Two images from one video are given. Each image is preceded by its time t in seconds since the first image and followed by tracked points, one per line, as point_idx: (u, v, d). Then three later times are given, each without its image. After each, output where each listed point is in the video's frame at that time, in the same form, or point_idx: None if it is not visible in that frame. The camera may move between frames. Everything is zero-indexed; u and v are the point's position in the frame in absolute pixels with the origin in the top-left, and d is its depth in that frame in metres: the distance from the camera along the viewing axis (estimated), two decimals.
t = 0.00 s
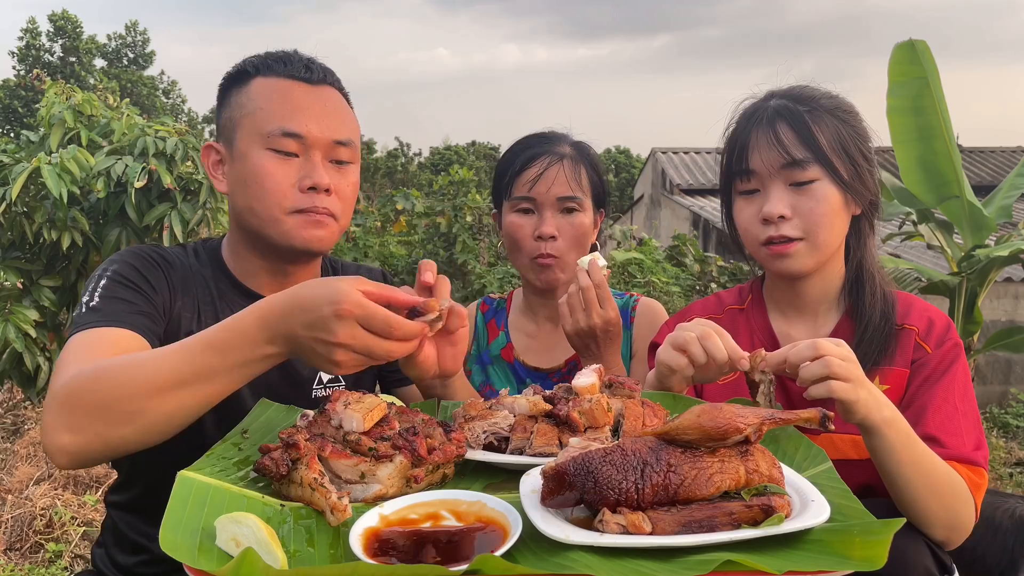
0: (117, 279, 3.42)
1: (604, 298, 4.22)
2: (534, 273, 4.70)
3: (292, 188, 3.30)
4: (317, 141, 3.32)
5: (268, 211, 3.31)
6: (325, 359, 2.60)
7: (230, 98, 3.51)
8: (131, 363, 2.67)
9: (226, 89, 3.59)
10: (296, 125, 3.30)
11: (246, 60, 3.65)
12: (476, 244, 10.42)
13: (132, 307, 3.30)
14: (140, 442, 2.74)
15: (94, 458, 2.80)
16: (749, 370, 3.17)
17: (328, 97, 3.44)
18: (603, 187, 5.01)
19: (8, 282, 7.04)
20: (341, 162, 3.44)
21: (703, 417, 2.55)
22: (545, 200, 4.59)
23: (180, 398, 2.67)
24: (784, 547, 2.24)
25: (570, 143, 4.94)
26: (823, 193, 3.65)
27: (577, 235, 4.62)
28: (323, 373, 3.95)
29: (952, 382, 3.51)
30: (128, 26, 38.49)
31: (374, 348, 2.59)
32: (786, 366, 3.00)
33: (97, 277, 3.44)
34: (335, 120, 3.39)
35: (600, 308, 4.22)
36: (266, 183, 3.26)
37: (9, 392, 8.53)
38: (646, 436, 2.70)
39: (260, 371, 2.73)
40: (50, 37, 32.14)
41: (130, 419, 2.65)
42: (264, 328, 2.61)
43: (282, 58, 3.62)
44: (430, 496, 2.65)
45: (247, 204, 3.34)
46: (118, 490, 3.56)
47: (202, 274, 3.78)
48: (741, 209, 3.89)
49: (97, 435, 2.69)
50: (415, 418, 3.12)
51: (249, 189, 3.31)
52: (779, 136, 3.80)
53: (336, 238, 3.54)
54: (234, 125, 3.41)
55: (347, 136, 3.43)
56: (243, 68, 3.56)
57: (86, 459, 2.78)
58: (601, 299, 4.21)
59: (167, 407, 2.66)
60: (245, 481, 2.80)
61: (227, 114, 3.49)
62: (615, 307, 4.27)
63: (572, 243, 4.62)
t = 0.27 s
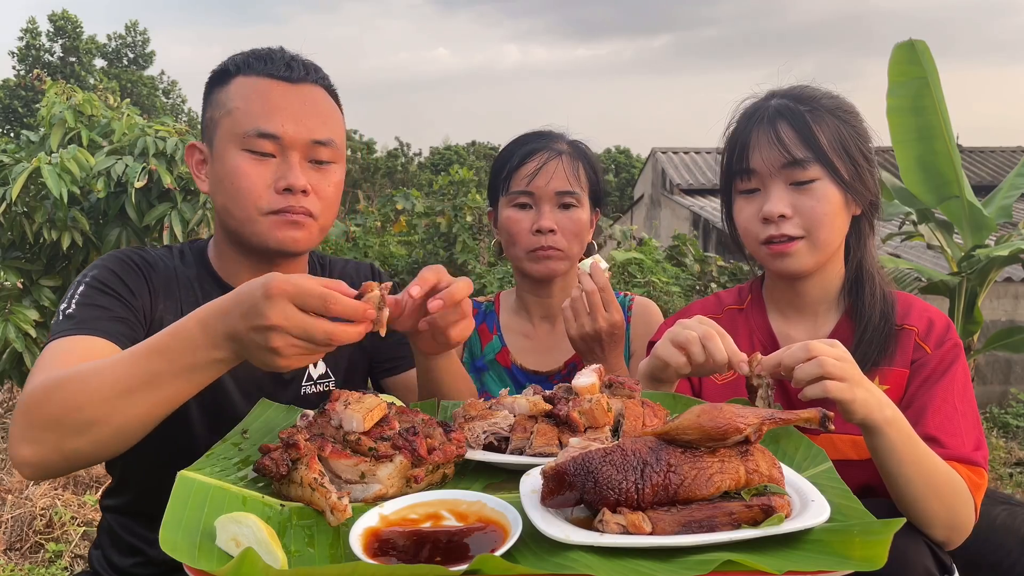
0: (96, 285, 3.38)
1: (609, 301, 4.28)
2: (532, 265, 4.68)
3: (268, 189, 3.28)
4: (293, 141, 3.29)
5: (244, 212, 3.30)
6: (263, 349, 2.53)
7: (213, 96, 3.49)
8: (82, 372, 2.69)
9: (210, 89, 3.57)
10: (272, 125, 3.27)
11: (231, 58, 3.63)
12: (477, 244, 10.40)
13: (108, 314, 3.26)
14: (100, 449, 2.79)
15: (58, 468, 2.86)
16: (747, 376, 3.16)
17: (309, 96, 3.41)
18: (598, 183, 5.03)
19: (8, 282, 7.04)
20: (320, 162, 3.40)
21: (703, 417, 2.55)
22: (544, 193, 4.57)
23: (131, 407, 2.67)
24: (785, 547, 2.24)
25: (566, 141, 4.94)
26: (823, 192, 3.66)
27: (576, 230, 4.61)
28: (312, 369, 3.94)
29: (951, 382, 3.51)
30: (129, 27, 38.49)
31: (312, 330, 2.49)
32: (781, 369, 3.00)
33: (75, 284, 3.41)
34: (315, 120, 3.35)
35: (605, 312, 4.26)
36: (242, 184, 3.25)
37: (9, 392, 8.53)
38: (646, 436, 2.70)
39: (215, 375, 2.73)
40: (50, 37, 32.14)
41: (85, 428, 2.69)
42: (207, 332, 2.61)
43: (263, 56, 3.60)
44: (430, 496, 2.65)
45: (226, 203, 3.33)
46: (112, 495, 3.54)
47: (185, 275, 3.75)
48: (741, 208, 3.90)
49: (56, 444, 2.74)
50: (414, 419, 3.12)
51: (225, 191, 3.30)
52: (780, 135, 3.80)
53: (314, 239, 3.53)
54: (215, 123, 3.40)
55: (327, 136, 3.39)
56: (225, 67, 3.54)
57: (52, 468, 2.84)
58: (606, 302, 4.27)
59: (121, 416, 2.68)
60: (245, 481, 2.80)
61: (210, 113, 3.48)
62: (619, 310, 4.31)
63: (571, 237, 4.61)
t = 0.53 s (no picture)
0: (84, 288, 3.38)
1: (604, 308, 4.24)
2: (525, 261, 4.63)
3: (260, 185, 3.27)
4: (285, 137, 3.28)
5: (236, 208, 3.28)
6: (243, 335, 2.50)
7: (205, 95, 3.49)
8: (56, 373, 2.69)
9: (202, 88, 3.57)
10: (263, 121, 3.26)
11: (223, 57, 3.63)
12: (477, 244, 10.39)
13: (94, 316, 3.26)
14: (76, 451, 2.78)
15: (36, 471, 2.86)
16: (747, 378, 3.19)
17: (302, 94, 3.42)
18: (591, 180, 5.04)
19: (7, 282, 7.03)
20: (313, 159, 3.39)
21: (703, 417, 2.55)
22: (536, 187, 4.57)
23: (104, 407, 2.66)
24: (785, 547, 2.24)
25: (560, 138, 4.93)
26: (823, 192, 3.66)
27: (569, 225, 4.59)
28: (302, 361, 3.90)
29: (951, 382, 3.51)
30: (129, 27, 38.49)
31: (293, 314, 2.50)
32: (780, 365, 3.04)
33: (63, 288, 3.40)
34: (307, 118, 3.35)
35: (600, 318, 4.24)
36: (234, 180, 3.24)
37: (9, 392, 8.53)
38: (646, 436, 2.70)
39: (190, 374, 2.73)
40: (50, 37, 32.13)
41: (59, 430, 2.68)
42: (178, 329, 2.60)
43: (256, 54, 3.61)
44: (430, 496, 2.65)
45: (218, 201, 3.32)
46: (109, 497, 3.54)
47: (174, 276, 3.74)
48: (741, 208, 3.90)
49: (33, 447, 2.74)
50: (415, 419, 3.12)
51: (219, 187, 3.28)
52: (780, 135, 3.80)
53: (307, 237, 3.50)
54: (206, 122, 3.40)
55: (319, 132, 3.39)
56: (217, 64, 3.55)
57: (31, 471, 2.84)
58: (601, 309, 4.23)
59: (96, 418, 2.67)
60: (245, 482, 2.80)
61: (203, 111, 3.48)
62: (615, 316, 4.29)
63: (565, 232, 4.58)
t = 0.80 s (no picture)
0: (80, 294, 3.37)
1: (611, 308, 4.27)
2: (524, 257, 4.62)
3: (247, 172, 3.24)
4: (273, 124, 3.30)
5: (224, 195, 3.27)
6: (222, 354, 2.50)
7: (200, 96, 3.53)
8: (34, 388, 2.67)
9: (200, 95, 3.55)
10: (250, 107, 3.29)
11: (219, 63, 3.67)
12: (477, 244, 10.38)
13: (88, 321, 3.26)
14: (58, 464, 2.78)
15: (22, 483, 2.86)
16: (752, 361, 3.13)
17: (293, 87, 3.44)
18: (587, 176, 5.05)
19: (7, 282, 7.03)
20: (303, 147, 3.39)
21: (703, 417, 2.55)
22: (535, 183, 4.55)
23: (84, 421, 2.66)
24: (785, 547, 2.24)
25: (556, 135, 4.92)
26: (825, 192, 3.66)
27: (568, 221, 4.59)
28: (301, 368, 3.89)
29: (953, 383, 3.51)
30: (129, 27, 38.49)
31: (270, 328, 2.50)
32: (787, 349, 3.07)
33: (59, 294, 3.40)
34: (296, 106, 3.38)
35: (607, 318, 4.25)
36: (222, 168, 3.23)
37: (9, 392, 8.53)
38: (646, 436, 2.70)
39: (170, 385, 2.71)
40: (50, 37, 32.11)
41: (39, 444, 2.68)
42: (152, 344, 2.57)
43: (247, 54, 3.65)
44: (430, 496, 2.65)
45: (210, 193, 3.31)
46: (108, 501, 3.54)
47: (171, 279, 3.74)
48: (742, 209, 3.90)
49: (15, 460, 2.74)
50: (415, 419, 3.12)
51: (209, 178, 3.27)
52: (781, 135, 3.80)
53: (299, 229, 3.45)
54: (200, 119, 3.43)
55: (309, 120, 3.41)
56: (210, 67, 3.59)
57: (16, 482, 2.84)
58: (607, 310, 4.26)
59: (76, 432, 2.67)
60: (245, 482, 2.80)
61: (197, 112, 3.51)
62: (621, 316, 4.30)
63: (565, 228, 4.59)
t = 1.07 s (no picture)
0: (84, 294, 3.37)
1: (612, 311, 4.23)
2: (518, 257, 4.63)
3: (259, 185, 3.25)
4: (287, 137, 3.29)
5: (234, 208, 3.28)
6: (224, 360, 2.50)
7: (212, 93, 3.50)
8: (38, 393, 2.68)
9: (209, 90, 3.56)
10: (265, 120, 3.27)
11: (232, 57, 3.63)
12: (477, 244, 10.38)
13: (92, 322, 3.26)
14: (62, 468, 2.80)
15: (26, 484, 2.88)
16: (749, 356, 3.08)
17: (307, 97, 3.42)
18: (581, 174, 5.06)
19: (8, 282, 7.03)
20: (313, 161, 3.39)
21: (703, 417, 2.55)
22: (531, 179, 4.56)
23: (87, 426, 2.66)
24: (785, 547, 2.24)
25: (550, 132, 4.92)
26: (829, 192, 3.66)
27: (563, 219, 4.59)
28: (304, 365, 3.90)
29: (953, 382, 3.51)
30: (129, 27, 38.51)
31: (273, 336, 2.50)
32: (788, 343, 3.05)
33: (63, 293, 3.40)
34: (310, 119, 3.36)
35: (608, 321, 4.23)
36: (233, 180, 3.23)
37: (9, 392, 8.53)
38: (646, 436, 2.70)
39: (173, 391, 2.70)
40: (50, 37, 32.11)
41: (43, 449, 2.69)
42: (155, 350, 2.56)
43: (261, 56, 3.60)
44: (430, 496, 2.65)
45: (218, 202, 3.31)
46: (109, 501, 3.54)
47: (174, 278, 3.74)
48: (745, 209, 3.90)
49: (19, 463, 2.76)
50: (415, 419, 3.12)
51: (217, 185, 3.28)
52: (786, 135, 3.80)
53: (305, 240, 3.48)
54: (210, 121, 3.40)
55: (321, 133, 3.39)
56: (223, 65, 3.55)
57: (21, 483, 2.87)
58: (609, 313, 4.23)
59: (80, 437, 2.68)
60: (245, 481, 2.80)
61: (208, 110, 3.48)
62: (623, 319, 4.27)
63: (559, 225, 4.58)
